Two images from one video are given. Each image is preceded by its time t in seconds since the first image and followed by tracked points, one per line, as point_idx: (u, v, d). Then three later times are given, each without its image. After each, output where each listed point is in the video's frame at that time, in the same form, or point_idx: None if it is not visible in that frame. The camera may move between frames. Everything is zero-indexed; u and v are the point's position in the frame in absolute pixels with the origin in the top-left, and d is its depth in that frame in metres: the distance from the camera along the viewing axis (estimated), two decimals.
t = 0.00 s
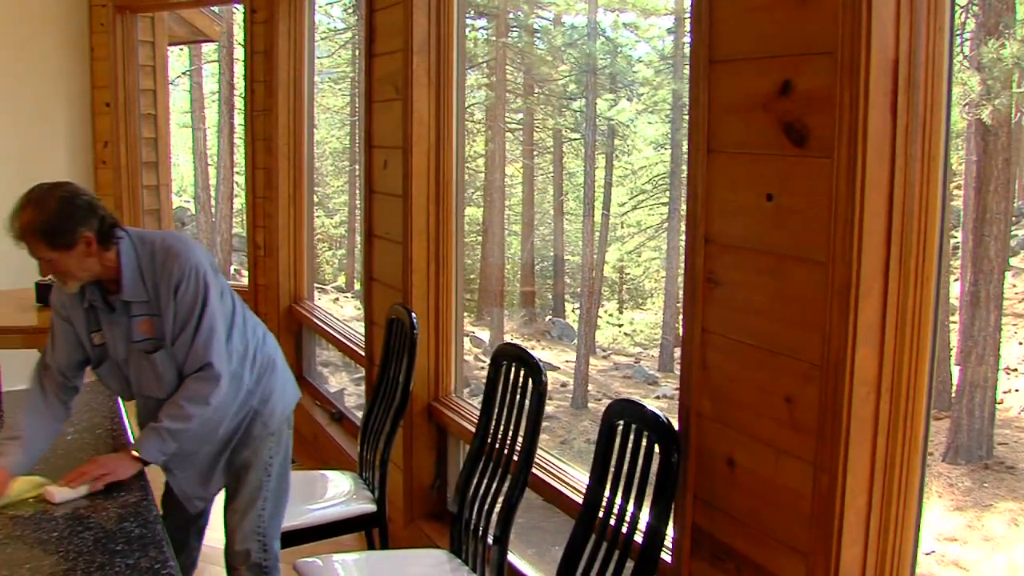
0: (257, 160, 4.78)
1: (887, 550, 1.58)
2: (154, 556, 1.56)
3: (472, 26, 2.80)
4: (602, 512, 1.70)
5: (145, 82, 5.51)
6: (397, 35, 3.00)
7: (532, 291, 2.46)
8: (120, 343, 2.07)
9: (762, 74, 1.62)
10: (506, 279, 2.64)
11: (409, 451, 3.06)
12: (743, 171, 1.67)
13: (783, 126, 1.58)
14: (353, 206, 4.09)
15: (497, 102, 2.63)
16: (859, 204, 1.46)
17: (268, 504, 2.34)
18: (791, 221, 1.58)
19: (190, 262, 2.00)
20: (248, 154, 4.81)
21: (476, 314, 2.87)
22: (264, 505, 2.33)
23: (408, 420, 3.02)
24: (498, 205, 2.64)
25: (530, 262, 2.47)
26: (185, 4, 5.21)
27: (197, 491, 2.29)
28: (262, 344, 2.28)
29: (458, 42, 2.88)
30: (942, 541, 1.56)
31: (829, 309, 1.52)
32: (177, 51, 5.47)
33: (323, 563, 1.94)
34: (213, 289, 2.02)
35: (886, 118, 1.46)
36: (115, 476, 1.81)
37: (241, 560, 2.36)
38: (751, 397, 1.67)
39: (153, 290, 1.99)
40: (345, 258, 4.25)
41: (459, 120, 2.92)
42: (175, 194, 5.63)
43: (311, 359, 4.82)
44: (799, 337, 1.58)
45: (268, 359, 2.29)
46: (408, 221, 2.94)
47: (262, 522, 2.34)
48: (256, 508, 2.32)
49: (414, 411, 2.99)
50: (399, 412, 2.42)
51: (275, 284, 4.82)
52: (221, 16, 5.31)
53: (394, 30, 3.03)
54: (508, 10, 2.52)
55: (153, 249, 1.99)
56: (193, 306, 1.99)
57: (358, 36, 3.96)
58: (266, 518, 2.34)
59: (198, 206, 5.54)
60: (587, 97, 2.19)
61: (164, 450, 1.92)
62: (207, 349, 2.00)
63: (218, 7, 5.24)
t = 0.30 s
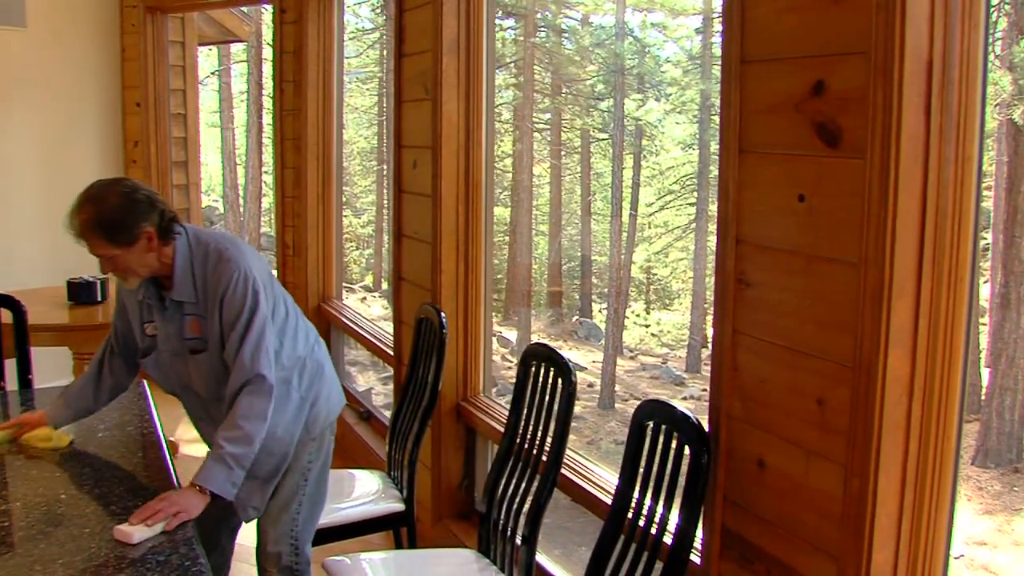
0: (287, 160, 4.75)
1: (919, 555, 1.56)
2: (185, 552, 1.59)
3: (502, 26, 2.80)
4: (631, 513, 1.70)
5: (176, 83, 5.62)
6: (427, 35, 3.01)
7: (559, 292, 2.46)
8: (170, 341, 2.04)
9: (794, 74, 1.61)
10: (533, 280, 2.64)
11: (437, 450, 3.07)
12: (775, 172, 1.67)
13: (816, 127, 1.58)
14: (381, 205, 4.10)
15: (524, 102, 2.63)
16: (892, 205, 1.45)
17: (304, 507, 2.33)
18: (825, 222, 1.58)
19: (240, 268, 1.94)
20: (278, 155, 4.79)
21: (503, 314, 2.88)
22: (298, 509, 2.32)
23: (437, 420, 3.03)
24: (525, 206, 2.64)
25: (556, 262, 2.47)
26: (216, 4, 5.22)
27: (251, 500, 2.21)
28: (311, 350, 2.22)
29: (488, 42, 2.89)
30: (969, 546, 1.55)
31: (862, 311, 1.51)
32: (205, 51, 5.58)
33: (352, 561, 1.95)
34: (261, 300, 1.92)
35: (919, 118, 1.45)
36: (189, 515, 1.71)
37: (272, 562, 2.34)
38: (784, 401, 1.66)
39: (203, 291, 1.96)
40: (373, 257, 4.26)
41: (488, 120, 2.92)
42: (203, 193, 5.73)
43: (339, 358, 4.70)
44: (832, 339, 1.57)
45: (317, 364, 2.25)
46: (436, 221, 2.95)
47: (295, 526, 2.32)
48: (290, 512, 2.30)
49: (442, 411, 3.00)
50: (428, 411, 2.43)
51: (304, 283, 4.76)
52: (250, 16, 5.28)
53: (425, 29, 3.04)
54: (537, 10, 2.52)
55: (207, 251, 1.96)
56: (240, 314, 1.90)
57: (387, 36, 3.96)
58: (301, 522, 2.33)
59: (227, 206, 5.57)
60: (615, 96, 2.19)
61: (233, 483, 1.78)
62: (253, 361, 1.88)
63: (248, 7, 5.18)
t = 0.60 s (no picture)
0: (315, 159, 4.76)
1: (950, 557, 1.55)
2: (215, 550, 1.60)
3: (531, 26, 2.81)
4: (658, 513, 1.70)
5: (205, 83, 5.62)
6: (456, 35, 3.01)
7: (587, 291, 2.46)
8: (210, 342, 2.07)
9: (826, 75, 1.61)
10: (559, 280, 2.64)
11: (464, 450, 3.08)
12: (805, 172, 1.66)
13: (848, 127, 1.57)
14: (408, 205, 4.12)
15: (551, 102, 2.64)
16: (924, 206, 1.44)
17: (342, 504, 2.35)
18: (856, 223, 1.57)
19: (279, 267, 1.96)
20: (305, 154, 4.81)
21: (530, 314, 2.88)
22: (337, 506, 2.34)
23: (465, 419, 3.03)
24: (551, 206, 2.64)
25: (582, 262, 2.48)
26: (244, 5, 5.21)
27: (285, 496, 2.27)
28: (346, 348, 2.22)
29: (515, 42, 2.89)
30: (1001, 551, 1.53)
31: (893, 313, 1.50)
32: (234, 51, 5.63)
33: (379, 561, 2.00)
34: (301, 299, 1.95)
35: (952, 118, 1.44)
36: (216, 516, 1.71)
37: (309, 557, 2.38)
38: (815, 402, 1.66)
39: (243, 291, 1.98)
40: (399, 257, 4.27)
41: (517, 120, 2.92)
42: (231, 193, 5.78)
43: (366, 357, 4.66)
44: (864, 341, 1.56)
45: (352, 362, 2.23)
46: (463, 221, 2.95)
47: (333, 522, 2.34)
48: (328, 509, 2.32)
49: (470, 411, 3.01)
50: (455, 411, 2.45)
51: (331, 281, 4.75)
52: (278, 16, 5.34)
53: (453, 29, 3.05)
54: (563, 10, 2.52)
55: (247, 250, 1.98)
56: (278, 314, 1.93)
57: (414, 36, 3.98)
58: (339, 520, 2.35)
59: (254, 205, 5.64)
60: (642, 96, 2.19)
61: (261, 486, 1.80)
62: (285, 360, 1.90)
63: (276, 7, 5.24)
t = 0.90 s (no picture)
0: (343, 159, 4.77)
1: (980, 560, 1.53)
2: (243, 548, 1.61)
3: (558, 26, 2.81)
4: (687, 515, 1.70)
5: (233, 82, 5.70)
6: (484, 35, 3.02)
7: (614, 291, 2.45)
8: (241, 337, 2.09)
9: (857, 75, 1.60)
10: (585, 281, 2.64)
11: (492, 451, 3.09)
12: (836, 173, 1.66)
13: (879, 127, 1.56)
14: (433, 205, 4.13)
15: (577, 102, 2.64)
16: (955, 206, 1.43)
17: (368, 503, 2.36)
18: (886, 224, 1.56)
19: (305, 266, 1.95)
20: (333, 152, 4.82)
21: (556, 314, 2.89)
22: (362, 505, 2.35)
23: (494, 419, 3.03)
24: (578, 206, 2.64)
25: (608, 263, 2.48)
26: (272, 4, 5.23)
27: (311, 496, 2.27)
28: (374, 349, 2.24)
29: (543, 42, 2.89)
30: None
31: (923, 314, 1.49)
32: (261, 51, 5.60)
33: (406, 559, 2.03)
34: (330, 300, 1.94)
35: (985, 117, 1.42)
36: (245, 513, 1.72)
37: (335, 556, 2.38)
38: (844, 403, 1.65)
39: (269, 288, 1.98)
40: (425, 257, 4.29)
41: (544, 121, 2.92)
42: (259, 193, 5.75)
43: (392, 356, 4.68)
44: (893, 342, 1.56)
45: (380, 362, 2.26)
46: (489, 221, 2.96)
47: (358, 522, 2.36)
48: (354, 508, 2.34)
49: (498, 411, 3.01)
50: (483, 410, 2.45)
51: (358, 280, 4.75)
52: (305, 17, 5.25)
53: (481, 30, 3.05)
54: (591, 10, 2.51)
55: (273, 248, 1.97)
56: (308, 314, 1.92)
57: (441, 36, 3.99)
58: (364, 519, 2.36)
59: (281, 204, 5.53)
60: (669, 96, 2.19)
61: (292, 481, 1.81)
62: (318, 359, 1.91)
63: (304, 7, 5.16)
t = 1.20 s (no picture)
0: (371, 159, 4.78)
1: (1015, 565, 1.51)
2: (272, 547, 1.63)
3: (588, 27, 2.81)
4: (715, 516, 1.70)
5: (262, 82, 5.69)
6: (513, 35, 3.03)
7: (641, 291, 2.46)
8: (265, 343, 2.10)
9: (889, 75, 1.60)
10: (612, 282, 2.64)
11: (521, 451, 3.09)
12: (867, 174, 1.65)
13: (912, 128, 1.56)
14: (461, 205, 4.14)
15: (605, 102, 2.64)
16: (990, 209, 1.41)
17: (391, 504, 2.36)
18: (918, 226, 1.55)
19: (336, 280, 1.95)
20: (360, 152, 4.83)
21: (584, 314, 2.89)
22: (385, 507, 2.35)
23: (523, 419, 3.04)
24: (605, 206, 2.65)
25: (635, 264, 2.48)
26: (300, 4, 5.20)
27: (335, 497, 2.29)
28: (398, 351, 2.27)
29: (571, 42, 2.89)
30: None
31: (956, 316, 1.48)
32: (289, 50, 5.50)
33: (434, 559, 2.04)
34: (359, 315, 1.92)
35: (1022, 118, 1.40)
36: (277, 536, 1.65)
37: (358, 558, 2.37)
38: (876, 406, 1.65)
39: (300, 302, 1.99)
40: (452, 257, 4.30)
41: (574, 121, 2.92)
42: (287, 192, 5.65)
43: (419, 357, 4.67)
44: (927, 344, 1.55)
45: (405, 366, 2.27)
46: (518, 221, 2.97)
47: (381, 524, 2.35)
48: (376, 510, 2.33)
49: (526, 411, 3.01)
50: (513, 408, 2.45)
51: (386, 279, 4.75)
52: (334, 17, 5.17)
53: (510, 30, 3.05)
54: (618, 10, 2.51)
55: (305, 259, 1.99)
56: (335, 327, 1.90)
57: (469, 36, 4.00)
58: (387, 521, 2.36)
59: (309, 203, 5.47)
60: (697, 96, 2.19)
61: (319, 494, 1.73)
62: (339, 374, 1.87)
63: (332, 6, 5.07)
